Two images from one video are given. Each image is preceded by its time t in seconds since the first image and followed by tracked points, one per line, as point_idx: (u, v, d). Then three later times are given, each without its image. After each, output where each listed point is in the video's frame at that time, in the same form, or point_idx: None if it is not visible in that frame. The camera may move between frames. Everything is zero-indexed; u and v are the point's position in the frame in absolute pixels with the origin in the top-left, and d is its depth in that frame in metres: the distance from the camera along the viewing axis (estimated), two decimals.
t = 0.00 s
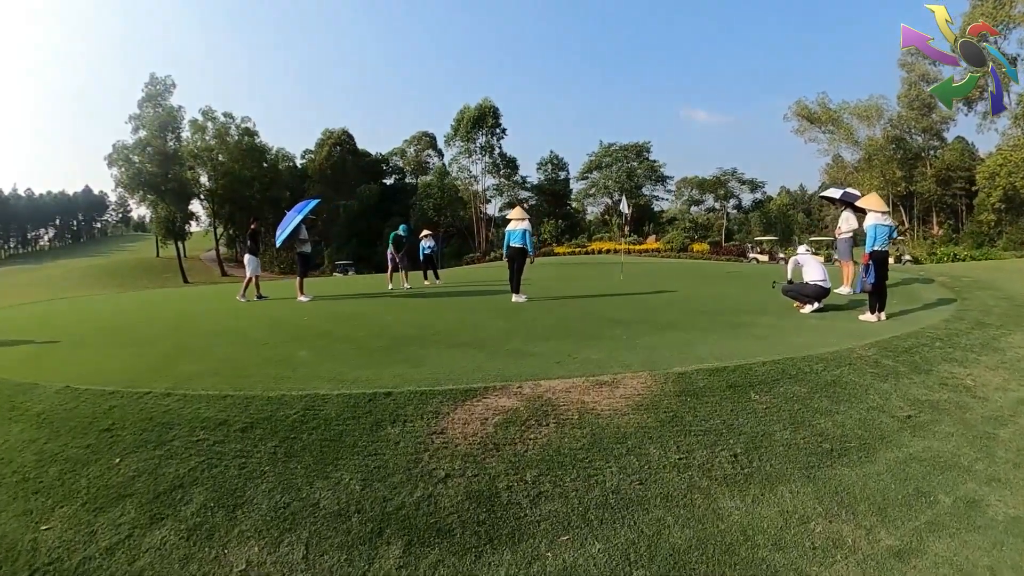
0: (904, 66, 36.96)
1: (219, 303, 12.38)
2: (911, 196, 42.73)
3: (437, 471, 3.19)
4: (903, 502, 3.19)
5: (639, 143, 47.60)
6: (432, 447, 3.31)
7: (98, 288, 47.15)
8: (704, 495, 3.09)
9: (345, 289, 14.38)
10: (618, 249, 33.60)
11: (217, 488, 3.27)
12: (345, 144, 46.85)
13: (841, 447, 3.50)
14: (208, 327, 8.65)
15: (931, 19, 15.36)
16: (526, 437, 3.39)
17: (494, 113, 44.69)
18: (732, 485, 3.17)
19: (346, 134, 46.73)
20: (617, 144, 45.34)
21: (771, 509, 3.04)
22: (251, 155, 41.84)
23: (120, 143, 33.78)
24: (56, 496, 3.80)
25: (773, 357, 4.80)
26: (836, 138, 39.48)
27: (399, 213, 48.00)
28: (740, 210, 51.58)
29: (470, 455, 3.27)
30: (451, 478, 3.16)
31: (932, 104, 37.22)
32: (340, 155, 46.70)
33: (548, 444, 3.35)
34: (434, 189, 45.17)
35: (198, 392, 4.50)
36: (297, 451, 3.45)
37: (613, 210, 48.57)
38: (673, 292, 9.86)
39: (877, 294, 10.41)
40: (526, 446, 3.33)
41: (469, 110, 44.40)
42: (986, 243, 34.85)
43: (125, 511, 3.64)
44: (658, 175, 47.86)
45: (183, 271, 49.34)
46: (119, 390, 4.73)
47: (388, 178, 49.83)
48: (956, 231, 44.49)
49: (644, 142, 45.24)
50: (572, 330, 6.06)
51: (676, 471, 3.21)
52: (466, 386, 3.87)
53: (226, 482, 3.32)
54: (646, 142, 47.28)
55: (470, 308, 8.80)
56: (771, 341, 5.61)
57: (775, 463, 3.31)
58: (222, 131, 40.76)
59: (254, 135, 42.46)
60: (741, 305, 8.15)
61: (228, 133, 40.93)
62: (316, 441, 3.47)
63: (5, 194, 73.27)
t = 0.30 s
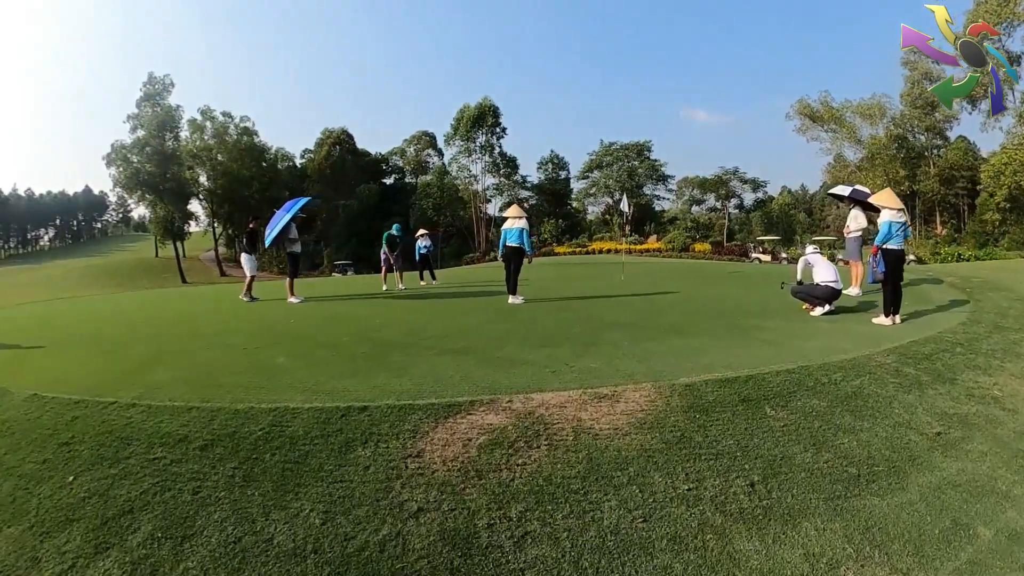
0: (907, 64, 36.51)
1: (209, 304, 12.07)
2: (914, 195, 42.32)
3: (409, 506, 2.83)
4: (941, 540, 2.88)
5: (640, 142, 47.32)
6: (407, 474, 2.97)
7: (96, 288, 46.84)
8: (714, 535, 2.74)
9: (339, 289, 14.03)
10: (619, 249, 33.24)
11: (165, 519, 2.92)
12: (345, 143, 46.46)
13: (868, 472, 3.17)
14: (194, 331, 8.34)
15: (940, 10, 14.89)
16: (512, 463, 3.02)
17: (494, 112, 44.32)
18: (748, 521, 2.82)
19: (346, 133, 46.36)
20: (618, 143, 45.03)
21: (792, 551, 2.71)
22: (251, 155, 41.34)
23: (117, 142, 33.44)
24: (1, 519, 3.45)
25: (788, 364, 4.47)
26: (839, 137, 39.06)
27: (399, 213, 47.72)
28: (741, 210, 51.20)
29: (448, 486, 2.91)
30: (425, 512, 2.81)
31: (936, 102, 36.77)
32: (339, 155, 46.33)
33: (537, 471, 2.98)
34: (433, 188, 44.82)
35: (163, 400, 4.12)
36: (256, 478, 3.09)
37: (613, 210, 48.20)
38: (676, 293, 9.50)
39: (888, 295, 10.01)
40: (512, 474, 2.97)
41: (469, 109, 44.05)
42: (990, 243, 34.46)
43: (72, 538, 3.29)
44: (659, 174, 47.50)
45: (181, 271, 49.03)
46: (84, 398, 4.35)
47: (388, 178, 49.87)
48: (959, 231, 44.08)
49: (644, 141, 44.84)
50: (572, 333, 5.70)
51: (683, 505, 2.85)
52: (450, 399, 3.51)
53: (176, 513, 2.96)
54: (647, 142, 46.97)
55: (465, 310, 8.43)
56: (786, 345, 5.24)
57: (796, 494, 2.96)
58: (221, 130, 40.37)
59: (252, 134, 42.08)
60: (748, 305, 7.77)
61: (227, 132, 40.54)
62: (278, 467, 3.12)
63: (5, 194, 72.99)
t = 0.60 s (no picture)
0: (911, 64, 36.12)
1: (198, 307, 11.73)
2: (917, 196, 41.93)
3: (378, 560, 2.56)
4: None
5: (641, 142, 46.99)
6: (378, 517, 2.70)
7: (94, 288, 46.53)
8: None
9: (333, 292, 13.70)
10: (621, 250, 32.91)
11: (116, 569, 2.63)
12: (344, 143, 46.10)
13: (903, 514, 2.99)
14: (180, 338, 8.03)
15: (941, 11, 13.61)
16: (500, 507, 2.75)
17: (495, 112, 43.99)
18: None
19: (346, 133, 46.04)
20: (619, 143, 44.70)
21: None
22: (250, 155, 41.01)
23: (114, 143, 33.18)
24: None
25: (805, 380, 4.23)
26: (842, 137, 38.67)
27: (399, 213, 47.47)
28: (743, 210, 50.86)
29: (427, 536, 2.64)
30: (394, 568, 2.54)
31: (940, 102, 36.40)
32: (339, 155, 45.96)
33: (528, 517, 2.70)
34: (433, 189, 44.50)
35: (125, 419, 3.77)
36: (214, 519, 2.80)
37: (614, 210, 47.87)
38: (679, 297, 9.17)
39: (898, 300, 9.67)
40: (499, 520, 2.69)
41: (469, 109, 43.70)
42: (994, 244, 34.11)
43: None
44: (660, 174, 47.19)
45: (180, 271, 48.72)
46: (48, 414, 4.00)
47: (388, 178, 49.62)
48: (962, 232, 43.73)
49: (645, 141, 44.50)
50: (569, 343, 5.40)
51: (696, 557, 2.59)
52: (428, 423, 3.22)
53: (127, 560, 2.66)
54: (648, 141, 46.64)
55: (460, 315, 8.11)
56: (795, 357, 4.95)
57: (823, 544, 2.72)
58: (220, 130, 40.07)
59: (251, 134, 41.74)
60: (754, 311, 7.44)
61: (226, 132, 40.21)
62: (235, 508, 2.82)
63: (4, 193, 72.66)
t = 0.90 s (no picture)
0: (915, 61, 35.67)
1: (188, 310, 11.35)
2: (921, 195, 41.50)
3: None
4: None
5: (643, 141, 46.56)
6: (354, 566, 2.42)
7: (91, 288, 46.21)
8: None
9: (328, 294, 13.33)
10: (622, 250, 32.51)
11: None
12: (344, 142, 45.65)
13: (956, 552, 2.64)
14: (166, 343, 7.67)
15: (941, 9, 12.72)
16: (499, 551, 2.45)
17: (495, 110, 43.61)
18: None
19: (345, 132, 45.61)
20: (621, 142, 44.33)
21: None
22: (249, 153, 40.25)
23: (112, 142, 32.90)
24: None
25: (831, 391, 3.88)
26: (845, 136, 38.25)
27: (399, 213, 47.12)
28: (745, 209, 50.44)
29: None
30: None
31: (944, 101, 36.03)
32: (339, 154, 45.52)
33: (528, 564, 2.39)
34: (433, 188, 44.06)
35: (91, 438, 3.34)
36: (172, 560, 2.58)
37: (616, 210, 47.47)
38: (686, 299, 8.80)
39: (913, 302, 9.29)
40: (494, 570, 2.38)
41: (469, 108, 43.34)
42: (1000, 243, 33.72)
43: None
44: (662, 173, 46.81)
45: (178, 272, 48.37)
46: (11, 430, 3.61)
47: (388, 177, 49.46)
48: (966, 231, 43.34)
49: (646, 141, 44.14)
50: (572, 351, 5.03)
51: None
52: (414, 447, 2.95)
53: None
54: (650, 141, 46.28)
55: (458, 318, 7.75)
56: (816, 366, 4.59)
57: None
58: (218, 129, 39.71)
59: (250, 133, 41.25)
60: (766, 314, 7.07)
61: (224, 131, 39.86)
62: (194, 549, 2.60)
63: (3, 193, 72.25)
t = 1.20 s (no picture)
0: (918, 61, 35.36)
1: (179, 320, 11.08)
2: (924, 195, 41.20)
3: None
4: None
5: (644, 141, 46.29)
6: None
7: (90, 288, 46.05)
8: None
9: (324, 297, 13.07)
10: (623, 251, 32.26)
11: None
12: (343, 142, 45.27)
13: None
14: (151, 358, 7.42)
15: (941, 9, 12.31)
16: None
17: (495, 110, 43.35)
18: None
19: (344, 132, 45.26)
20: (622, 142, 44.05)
21: None
22: (248, 154, 40.01)
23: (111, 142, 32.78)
24: None
25: (847, 414, 3.66)
26: (847, 136, 37.96)
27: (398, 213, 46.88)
28: (747, 209, 50.17)
29: None
30: None
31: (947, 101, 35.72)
32: (339, 154, 45.19)
33: None
34: (433, 188, 43.81)
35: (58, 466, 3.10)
36: None
37: (616, 210, 47.21)
38: (689, 305, 8.52)
39: (923, 308, 9.02)
40: None
41: (469, 108, 43.10)
42: (1004, 243, 33.44)
43: None
44: (663, 173, 46.57)
45: (176, 272, 48.19)
46: None
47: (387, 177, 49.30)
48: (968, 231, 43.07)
49: (647, 141, 43.87)
50: (571, 364, 4.78)
51: None
52: (399, 484, 2.80)
53: None
54: (650, 140, 46.02)
55: (454, 325, 7.49)
56: (831, 382, 4.33)
57: None
58: (217, 129, 39.35)
59: (250, 133, 41.03)
60: (773, 322, 6.79)
61: (223, 131, 39.51)
62: None
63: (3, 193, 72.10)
